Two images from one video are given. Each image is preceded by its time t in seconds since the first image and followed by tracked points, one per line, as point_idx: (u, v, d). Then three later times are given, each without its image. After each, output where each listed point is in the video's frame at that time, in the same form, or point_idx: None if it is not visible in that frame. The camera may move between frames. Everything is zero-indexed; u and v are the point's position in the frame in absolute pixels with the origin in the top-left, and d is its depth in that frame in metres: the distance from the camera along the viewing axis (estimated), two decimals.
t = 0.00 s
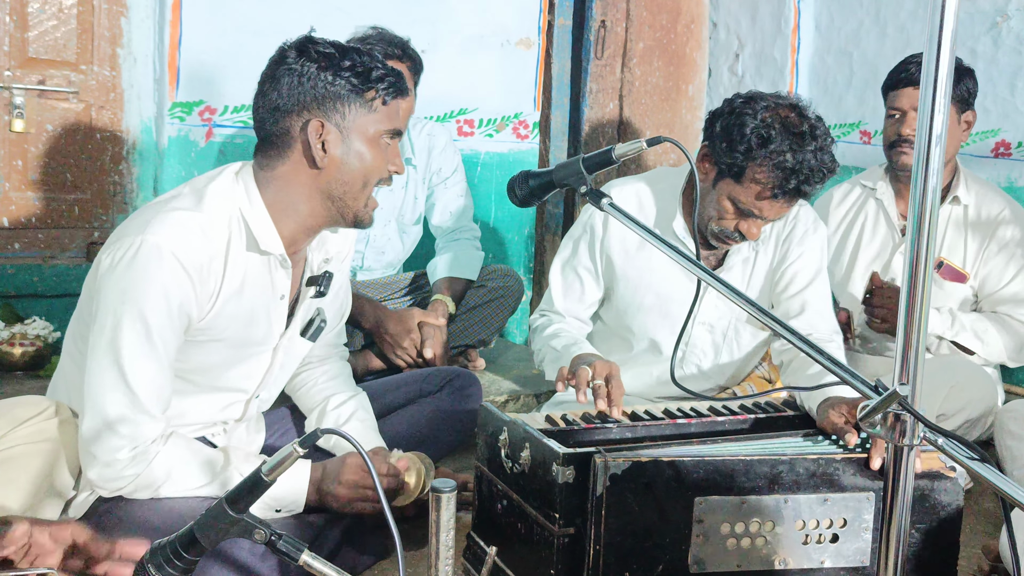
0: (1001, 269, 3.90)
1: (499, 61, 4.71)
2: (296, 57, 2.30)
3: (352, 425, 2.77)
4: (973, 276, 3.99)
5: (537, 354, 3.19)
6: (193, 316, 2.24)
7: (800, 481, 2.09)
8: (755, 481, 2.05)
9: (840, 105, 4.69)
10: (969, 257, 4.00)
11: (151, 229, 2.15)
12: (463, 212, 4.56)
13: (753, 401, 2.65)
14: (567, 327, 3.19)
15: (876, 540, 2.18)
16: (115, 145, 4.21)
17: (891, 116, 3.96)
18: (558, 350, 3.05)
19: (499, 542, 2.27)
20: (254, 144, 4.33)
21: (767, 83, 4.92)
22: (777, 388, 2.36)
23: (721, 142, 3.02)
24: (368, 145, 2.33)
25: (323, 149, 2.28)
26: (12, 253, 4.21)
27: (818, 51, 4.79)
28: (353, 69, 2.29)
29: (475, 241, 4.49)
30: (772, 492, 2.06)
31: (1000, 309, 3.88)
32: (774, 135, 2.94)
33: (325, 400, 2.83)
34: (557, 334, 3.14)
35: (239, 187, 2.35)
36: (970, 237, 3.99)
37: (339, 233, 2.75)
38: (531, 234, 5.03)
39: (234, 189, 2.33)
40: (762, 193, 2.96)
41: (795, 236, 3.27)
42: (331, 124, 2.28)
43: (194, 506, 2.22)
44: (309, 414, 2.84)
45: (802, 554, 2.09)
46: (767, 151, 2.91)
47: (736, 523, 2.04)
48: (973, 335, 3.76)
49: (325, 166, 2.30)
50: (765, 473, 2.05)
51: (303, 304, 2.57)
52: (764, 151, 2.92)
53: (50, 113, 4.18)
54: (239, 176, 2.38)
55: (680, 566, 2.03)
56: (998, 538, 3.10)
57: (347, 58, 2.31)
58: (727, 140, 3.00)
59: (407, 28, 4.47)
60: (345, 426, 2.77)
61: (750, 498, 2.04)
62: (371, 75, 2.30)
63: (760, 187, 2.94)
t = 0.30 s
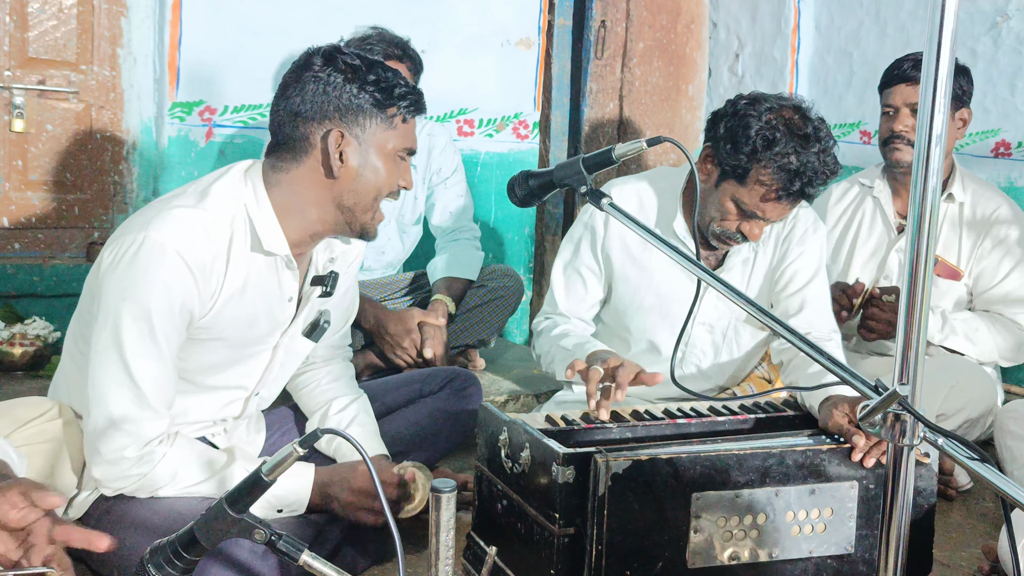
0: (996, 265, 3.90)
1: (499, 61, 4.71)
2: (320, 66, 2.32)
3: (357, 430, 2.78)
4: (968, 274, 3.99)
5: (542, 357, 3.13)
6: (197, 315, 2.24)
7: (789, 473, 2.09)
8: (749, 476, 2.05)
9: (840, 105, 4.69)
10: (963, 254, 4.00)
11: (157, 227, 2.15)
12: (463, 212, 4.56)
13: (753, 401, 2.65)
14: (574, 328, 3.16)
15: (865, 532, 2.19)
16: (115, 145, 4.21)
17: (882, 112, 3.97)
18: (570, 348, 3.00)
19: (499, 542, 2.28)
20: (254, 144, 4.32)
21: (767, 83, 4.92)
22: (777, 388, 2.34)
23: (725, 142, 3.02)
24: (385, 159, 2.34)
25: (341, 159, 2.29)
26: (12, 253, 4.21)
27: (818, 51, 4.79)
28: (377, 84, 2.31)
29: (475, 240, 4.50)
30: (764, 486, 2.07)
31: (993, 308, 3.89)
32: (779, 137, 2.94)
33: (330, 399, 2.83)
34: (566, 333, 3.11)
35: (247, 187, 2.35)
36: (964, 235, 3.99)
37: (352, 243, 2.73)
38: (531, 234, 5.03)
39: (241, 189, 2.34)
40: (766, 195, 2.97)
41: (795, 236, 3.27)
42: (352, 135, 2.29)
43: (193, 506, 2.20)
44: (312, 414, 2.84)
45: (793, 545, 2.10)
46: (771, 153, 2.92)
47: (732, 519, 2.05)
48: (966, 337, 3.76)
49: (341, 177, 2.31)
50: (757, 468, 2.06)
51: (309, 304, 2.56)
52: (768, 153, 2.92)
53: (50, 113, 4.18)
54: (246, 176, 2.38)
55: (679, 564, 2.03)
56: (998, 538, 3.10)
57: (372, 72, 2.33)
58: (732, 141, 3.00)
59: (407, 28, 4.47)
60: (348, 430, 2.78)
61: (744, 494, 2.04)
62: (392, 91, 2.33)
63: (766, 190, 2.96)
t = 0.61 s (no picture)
0: (1000, 266, 3.90)
1: (499, 61, 4.70)
2: (343, 72, 2.31)
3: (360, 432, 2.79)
4: (972, 274, 3.99)
5: (568, 370, 3.16)
6: (206, 316, 2.24)
7: (794, 477, 2.09)
8: (752, 479, 2.05)
9: (840, 105, 4.69)
10: (968, 254, 4.00)
11: (170, 228, 2.14)
12: (462, 212, 4.56)
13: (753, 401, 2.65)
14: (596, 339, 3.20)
15: (873, 536, 2.18)
16: (115, 145, 4.21)
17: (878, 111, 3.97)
18: (598, 360, 3.03)
19: (499, 542, 2.27)
20: (254, 144, 4.32)
21: (767, 83, 4.92)
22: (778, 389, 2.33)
23: (715, 146, 3.02)
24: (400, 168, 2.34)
25: (359, 166, 2.28)
26: (12, 253, 4.22)
27: (818, 52, 4.79)
28: (398, 93, 2.30)
29: (475, 241, 4.50)
30: (769, 489, 2.06)
31: (1001, 308, 3.88)
32: (767, 140, 2.94)
33: (334, 399, 2.83)
34: (591, 345, 3.14)
35: (261, 189, 2.35)
36: (969, 235, 4.00)
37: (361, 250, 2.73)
38: (531, 234, 5.03)
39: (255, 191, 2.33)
40: (755, 200, 2.96)
41: (794, 235, 3.26)
42: (371, 144, 2.28)
43: (193, 505, 2.21)
44: (316, 414, 2.84)
45: (797, 549, 2.10)
46: (760, 157, 2.91)
47: (734, 521, 2.04)
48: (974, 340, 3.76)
49: (356, 183, 2.30)
50: (761, 471, 2.05)
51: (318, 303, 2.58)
52: (757, 158, 2.91)
53: (50, 113, 4.18)
54: (261, 178, 2.38)
55: (679, 565, 2.03)
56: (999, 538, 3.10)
57: (392, 81, 2.32)
58: (720, 145, 3.00)
59: (407, 28, 4.48)
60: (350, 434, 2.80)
61: (747, 496, 2.04)
62: (411, 102, 2.32)
63: (754, 194, 2.94)
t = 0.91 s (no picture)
0: (1000, 266, 3.90)
1: (499, 61, 4.70)
2: (337, 58, 2.31)
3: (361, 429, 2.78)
4: (971, 275, 3.99)
5: (562, 370, 3.12)
6: (203, 309, 2.24)
7: (798, 480, 2.08)
8: (755, 481, 2.05)
9: (840, 105, 4.69)
10: (965, 254, 4.00)
11: (163, 222, 2.14)
12: (462, 213, 4.56)
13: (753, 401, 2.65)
14: (590, 339, 3.18)
15: (875, 538, 2.18)
16: (115, 145, 4.21)
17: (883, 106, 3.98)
18: (590, 359, 3.02)
19: (499, 542, 2.27)
20: (254, 144, 4.32)
21: (767, 83, 4.92)
22: (777, 388, 2.33)
23: (711, 147, 3.02)
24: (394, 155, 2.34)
25: (352, 151, 2.28)
26: (12, 253, 4.22)
27: (819, 51, 4.79)
28: (391, 79, 2.30)
29: (475, 241, 4.50)
30: (772, 492, 2.06)
31: (999, 308, 3.89)
32: (763, 141, 2.93)
33: (336, 395, 2.82)
34: (584, 344, 3.12)
35: (254, 179, 2.35)
36: (967, 234, 3.99)
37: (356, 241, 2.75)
38: (531, 234, 5.03)
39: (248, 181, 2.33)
40: (752, 200, 2.95)
41: (792, 236, 3.26)
42: (363, 129, 2.28)
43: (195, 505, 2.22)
44: (317, 411, 2.82)
45: (799, 552, 2.10)
46: (756, 158, 2.91)
47: (736, 522, 2.04)
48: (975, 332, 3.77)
49: (349, 170, 2.31)
50: (765, 474, 2.05)
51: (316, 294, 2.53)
52: (753, 158, 2.91)
53: (50, 113, 4.18)
54: (253, 168, 2.38)
55: (680, 565, 2.03)
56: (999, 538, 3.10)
57: (387, 68, 2.31)
58: (716, 146, 3.00)
59: (407, 28, 4.47)
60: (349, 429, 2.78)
61: (749, 498, 2.04)
62: (405, 88, 2.32)
63: (750, 194, 2.94)
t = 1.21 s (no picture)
0: (998, 266, 3.90)
1: (499, 61, 4.70)
2: (305, 29, 2.33)
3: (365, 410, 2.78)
4: (970, 272, 3.99)
5: (545, 363, 3.16)
6: (195, 291, 2.25)
7: (795, 479, 2.08)
8: (753, 480, 2.05)
9: (840, 104, 4.70)
10: (965, 253, 4.01)
11: (149, 205, 2.16)
12: (461, 212, 4.55)
13: (753, 401, 2.65)
14: (574, 335, 3.17)
15: (875, 538, 2.18)
16: (115, 144, 4.21)
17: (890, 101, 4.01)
18: (567, 357, 3.04)
19: (499, 542, 2.28)
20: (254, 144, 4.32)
21: (767, 84, 4.92)
22: (777, 388, 2.34)
23: (711, 148, 3.03)
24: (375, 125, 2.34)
25: (327, 117, 2.29)
26: (12, 253, 4.19)
27: (819, 51, 4.79)
28: (360, 44, 2.31)
29: (475, 240, 4.50)
30: (770, 491, 2.06)
31: (997, 308, 3.89)
32: (762, 143, 2.93)
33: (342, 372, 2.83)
34: (565, 341, 3.13)
35: (238, 160, 2.35)
36: (966, 234, 4.01)
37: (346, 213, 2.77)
38: (532, 234, 5.03)
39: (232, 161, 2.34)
40: (750, 202, 2.96)
41: (792, 236, 3.25)
42: (334, 94, 2.29)
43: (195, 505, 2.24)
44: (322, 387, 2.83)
45: (799, 551, 2.10)
46: (755, 159, 2.91)
47: (735, 522, 2.04)
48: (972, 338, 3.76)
49: (328, 136, 2.31)
50: (762, 472, 2.05)
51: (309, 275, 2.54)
52: (752, 159, 2.91)
53: (50, 113, 4.18)
54: (236, 150, 2.39)
55: (680, 565, 2.03)
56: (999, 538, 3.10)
57: (352, 33, 2.33)
58: (716, 147, 3.00)
59: (407, 28, 4.47)
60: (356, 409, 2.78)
61: (748, 497, 2.04)
62: (376, 51, 2.32)
63: (749, 196, 2.95)
